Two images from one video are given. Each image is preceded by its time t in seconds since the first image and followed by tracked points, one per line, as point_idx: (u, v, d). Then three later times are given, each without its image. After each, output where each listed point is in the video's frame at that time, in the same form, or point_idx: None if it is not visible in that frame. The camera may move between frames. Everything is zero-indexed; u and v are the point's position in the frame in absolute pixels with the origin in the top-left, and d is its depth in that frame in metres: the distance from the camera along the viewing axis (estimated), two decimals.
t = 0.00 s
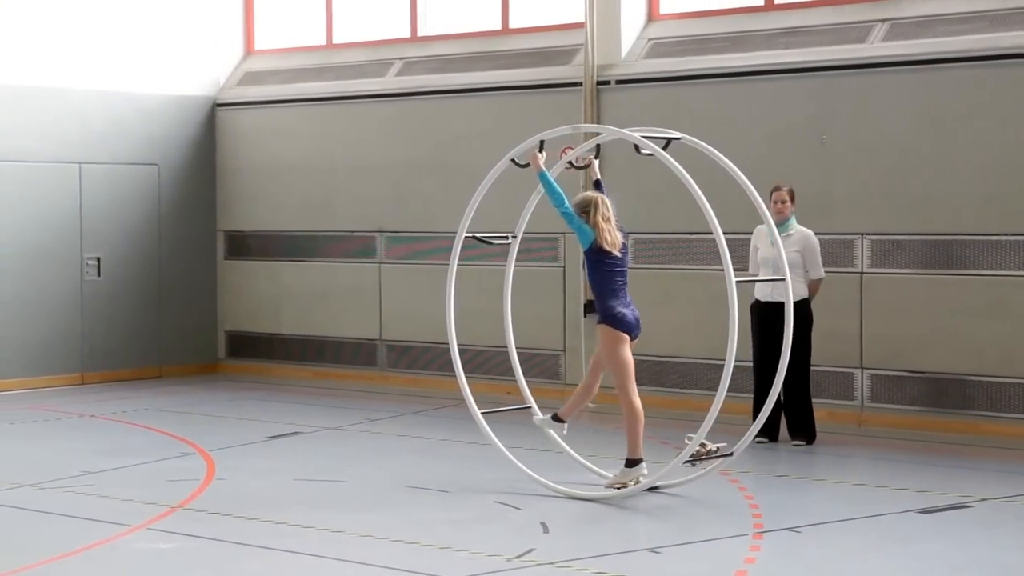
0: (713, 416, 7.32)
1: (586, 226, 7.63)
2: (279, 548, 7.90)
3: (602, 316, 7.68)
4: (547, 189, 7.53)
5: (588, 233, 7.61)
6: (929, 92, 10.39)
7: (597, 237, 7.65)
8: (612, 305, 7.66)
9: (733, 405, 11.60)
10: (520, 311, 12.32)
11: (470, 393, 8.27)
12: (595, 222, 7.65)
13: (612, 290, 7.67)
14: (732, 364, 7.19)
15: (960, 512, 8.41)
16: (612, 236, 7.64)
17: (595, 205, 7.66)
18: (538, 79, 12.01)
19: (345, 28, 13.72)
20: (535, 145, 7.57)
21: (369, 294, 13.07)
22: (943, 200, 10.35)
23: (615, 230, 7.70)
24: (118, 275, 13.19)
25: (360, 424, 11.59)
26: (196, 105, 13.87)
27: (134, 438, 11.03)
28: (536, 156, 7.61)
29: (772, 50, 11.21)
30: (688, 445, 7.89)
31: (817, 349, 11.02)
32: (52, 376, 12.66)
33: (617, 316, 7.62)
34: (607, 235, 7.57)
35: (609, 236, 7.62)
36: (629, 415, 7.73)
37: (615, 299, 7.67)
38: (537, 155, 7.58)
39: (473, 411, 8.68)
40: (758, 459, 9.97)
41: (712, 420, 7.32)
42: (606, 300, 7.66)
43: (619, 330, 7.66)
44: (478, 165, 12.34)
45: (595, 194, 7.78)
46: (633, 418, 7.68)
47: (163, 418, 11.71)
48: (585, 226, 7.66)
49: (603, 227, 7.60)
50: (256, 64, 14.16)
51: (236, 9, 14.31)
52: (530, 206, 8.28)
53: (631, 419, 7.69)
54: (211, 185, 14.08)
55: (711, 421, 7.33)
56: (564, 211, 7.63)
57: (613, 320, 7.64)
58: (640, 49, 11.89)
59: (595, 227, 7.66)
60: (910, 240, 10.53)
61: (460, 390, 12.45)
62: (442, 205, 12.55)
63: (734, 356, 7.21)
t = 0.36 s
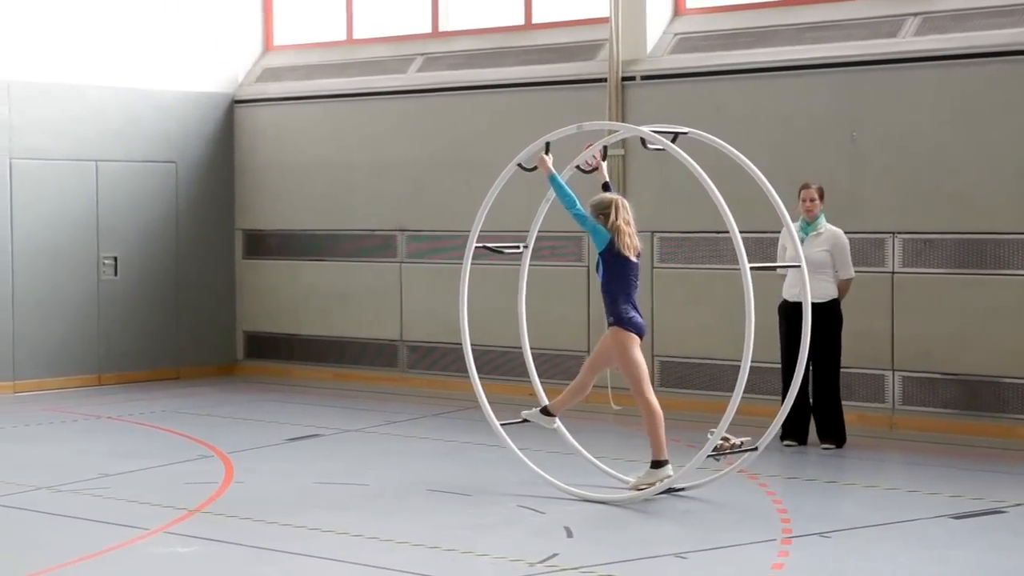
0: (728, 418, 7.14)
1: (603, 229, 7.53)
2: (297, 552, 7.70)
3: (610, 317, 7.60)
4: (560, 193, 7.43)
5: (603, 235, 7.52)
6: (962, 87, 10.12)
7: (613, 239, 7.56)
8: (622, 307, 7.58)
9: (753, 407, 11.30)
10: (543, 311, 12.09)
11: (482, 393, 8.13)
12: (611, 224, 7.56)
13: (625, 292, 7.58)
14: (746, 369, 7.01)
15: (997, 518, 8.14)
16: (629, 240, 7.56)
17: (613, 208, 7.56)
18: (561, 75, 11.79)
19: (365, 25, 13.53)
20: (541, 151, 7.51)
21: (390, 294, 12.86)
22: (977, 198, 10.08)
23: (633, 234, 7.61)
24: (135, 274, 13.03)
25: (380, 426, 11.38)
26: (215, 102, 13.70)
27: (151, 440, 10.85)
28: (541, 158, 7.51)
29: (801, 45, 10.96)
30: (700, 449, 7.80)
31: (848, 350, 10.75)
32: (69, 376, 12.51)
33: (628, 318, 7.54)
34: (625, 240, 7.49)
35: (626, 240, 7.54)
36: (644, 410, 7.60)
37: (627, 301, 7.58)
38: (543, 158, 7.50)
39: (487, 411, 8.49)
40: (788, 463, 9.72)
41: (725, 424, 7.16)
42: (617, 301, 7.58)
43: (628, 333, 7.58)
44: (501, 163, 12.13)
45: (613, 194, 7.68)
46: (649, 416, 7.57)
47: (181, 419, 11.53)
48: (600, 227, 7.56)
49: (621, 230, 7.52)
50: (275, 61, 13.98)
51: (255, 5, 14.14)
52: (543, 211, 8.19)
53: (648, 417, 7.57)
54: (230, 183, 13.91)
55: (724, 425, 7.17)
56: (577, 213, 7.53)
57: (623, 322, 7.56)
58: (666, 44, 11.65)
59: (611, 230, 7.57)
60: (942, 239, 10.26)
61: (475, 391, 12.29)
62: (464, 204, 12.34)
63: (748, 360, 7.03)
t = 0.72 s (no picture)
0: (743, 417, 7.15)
1: (616, 230, 7.48)
2: (321, 556, 7.53)
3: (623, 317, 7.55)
4: (569, 195, 7.38)
5: (616, 237, 7.47)
6: (1002, 83, 9.86)
7: (626, 240, 7.51)
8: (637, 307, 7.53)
9: (776, 409, 11.00)
10: (572, 312, 11.89)
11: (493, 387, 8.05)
12: (625, 225, 7.51)
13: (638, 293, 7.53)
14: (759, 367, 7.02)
15: None
16: (645, 242, 7.50)
17: (629, 208, 7.50)
18: (590, 71, 11.60)
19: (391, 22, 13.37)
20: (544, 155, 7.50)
21: (416, 294, 12.69)
22: (1016, 196, 9.82)
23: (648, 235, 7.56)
24: (159, 275, 12.90)
25: (407, 428, 11.21)
26: (240, 100, 13.56)
27: (176, 442, 10.69)
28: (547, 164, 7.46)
29: (836, 40, 10.72)
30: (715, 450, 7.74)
31: (884, 352, 10.49)
32: (91, 377, 12.38)
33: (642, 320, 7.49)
34: (639, 242, 7.43)
35: (642, 241, 7.48)
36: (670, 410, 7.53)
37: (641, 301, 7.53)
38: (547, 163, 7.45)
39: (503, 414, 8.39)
40: (824, 468, 9.47)
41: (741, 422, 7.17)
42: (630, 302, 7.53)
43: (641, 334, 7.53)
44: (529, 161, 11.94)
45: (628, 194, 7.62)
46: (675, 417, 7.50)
47: (205, 421, 11.37)
48: (612, 227, 7.51)
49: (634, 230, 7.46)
50: (300, 58, 13.83)
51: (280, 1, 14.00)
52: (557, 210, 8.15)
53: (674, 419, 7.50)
54: (255, 182, 13.76)
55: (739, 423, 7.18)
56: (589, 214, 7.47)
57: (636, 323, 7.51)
58: (697, 40, 11.43)
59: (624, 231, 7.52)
60: (981, 238, 10.01)
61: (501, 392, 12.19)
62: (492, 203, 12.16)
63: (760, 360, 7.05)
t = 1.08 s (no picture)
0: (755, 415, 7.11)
1: (634, 228, 7.43)
2: (357, 556, 7.49)
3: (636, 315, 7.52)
4: (592, 187, 7.31)
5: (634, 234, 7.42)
6: None
7: (642, 238, 7.46)
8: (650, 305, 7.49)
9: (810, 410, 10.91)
10: (604, 312, 11.83)
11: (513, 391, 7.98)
12: (642, 223, 7.46)
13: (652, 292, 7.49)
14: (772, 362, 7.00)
15: None
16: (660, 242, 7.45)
17: (646, 207, 7.45)
18: (623, 71, 11.55)
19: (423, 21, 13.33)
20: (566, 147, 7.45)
21: (448, 294, 12.66)
22: None
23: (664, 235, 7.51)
24: (191, 274, 12.90)
25: (439, 429, 11.19)
26: (272, 100, 13.56)
27: (210, 442, 10.69)
28: (570, 150, 7.44)
29: (873, 38, 10.60)
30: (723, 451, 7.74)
31: (919, 353, 10.39)
32: (123, 377, 12.39)
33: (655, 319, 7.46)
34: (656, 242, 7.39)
35: (658, 241, 7.43)
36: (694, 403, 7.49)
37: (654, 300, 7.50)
38: (568, 148, 7.44)
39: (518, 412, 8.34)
40: (858, 469, 9.38)
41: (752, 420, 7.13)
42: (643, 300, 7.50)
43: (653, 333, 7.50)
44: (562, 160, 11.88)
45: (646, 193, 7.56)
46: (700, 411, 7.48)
47: (238, 421, 11.37)
48: (631, 225, 7.44)
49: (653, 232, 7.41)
50: (332, 57, 13.81)
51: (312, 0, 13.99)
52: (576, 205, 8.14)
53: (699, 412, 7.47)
54: (288, 182, 13.76)
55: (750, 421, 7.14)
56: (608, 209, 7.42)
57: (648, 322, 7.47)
58: (730, 39, 11.35)
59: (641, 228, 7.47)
60: (1018, 238, 9.90)
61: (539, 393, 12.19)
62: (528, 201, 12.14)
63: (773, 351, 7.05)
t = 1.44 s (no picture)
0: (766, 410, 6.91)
1: (655, 225, 7.39)
2: (386, 559, 7.48)
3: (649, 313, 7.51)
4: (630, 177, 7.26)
5: (655, 232, 7.39)
6: None
7: (661, 237, 7.44)
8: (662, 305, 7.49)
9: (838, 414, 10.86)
10: (631, 314, 11.81)
11: (521, 393, 8.04)
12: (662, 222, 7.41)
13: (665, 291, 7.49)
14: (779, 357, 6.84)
15: None
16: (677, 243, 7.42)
17: (665, 207, 7.41)
18: (652, 73, 11.54)
19: (451, 23, 13.34)
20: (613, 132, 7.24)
21: (476, 295, 12.66)
22: None
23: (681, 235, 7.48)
24: (219, 276, 12.94)
25: (466, 431, 11.19)
26: (301, 102, 13.60)
27: (239, 444, 10.73)
28: (628, 131, 7.21)
29: (903, 40, 10.53)
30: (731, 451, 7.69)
31: (949, 356, 10.32)
32: (152, 379, 12.43)
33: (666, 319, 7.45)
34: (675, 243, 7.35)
35: (675, 241, 7.40)
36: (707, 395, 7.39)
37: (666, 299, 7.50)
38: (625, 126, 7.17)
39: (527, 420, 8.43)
40: (886, 472, 9.34)
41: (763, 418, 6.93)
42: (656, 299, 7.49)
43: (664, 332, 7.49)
44: (589, 163, 11.86)
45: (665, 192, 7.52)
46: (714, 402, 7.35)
47: (267, 423, 11.40)
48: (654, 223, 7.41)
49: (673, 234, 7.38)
50: (361, 60, 13.84)
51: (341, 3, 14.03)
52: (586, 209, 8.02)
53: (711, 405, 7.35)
54: (316, 184, 13.79)
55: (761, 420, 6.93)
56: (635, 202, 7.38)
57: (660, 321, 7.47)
58: (759, 40, 11.32)
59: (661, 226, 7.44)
60: None
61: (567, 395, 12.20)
62: (555, 202, 12.13)
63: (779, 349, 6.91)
